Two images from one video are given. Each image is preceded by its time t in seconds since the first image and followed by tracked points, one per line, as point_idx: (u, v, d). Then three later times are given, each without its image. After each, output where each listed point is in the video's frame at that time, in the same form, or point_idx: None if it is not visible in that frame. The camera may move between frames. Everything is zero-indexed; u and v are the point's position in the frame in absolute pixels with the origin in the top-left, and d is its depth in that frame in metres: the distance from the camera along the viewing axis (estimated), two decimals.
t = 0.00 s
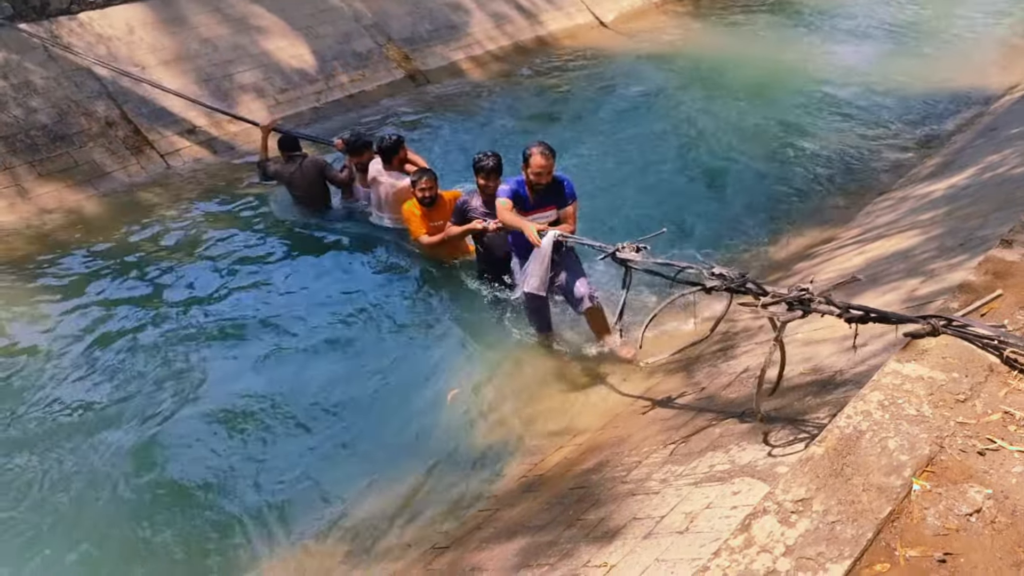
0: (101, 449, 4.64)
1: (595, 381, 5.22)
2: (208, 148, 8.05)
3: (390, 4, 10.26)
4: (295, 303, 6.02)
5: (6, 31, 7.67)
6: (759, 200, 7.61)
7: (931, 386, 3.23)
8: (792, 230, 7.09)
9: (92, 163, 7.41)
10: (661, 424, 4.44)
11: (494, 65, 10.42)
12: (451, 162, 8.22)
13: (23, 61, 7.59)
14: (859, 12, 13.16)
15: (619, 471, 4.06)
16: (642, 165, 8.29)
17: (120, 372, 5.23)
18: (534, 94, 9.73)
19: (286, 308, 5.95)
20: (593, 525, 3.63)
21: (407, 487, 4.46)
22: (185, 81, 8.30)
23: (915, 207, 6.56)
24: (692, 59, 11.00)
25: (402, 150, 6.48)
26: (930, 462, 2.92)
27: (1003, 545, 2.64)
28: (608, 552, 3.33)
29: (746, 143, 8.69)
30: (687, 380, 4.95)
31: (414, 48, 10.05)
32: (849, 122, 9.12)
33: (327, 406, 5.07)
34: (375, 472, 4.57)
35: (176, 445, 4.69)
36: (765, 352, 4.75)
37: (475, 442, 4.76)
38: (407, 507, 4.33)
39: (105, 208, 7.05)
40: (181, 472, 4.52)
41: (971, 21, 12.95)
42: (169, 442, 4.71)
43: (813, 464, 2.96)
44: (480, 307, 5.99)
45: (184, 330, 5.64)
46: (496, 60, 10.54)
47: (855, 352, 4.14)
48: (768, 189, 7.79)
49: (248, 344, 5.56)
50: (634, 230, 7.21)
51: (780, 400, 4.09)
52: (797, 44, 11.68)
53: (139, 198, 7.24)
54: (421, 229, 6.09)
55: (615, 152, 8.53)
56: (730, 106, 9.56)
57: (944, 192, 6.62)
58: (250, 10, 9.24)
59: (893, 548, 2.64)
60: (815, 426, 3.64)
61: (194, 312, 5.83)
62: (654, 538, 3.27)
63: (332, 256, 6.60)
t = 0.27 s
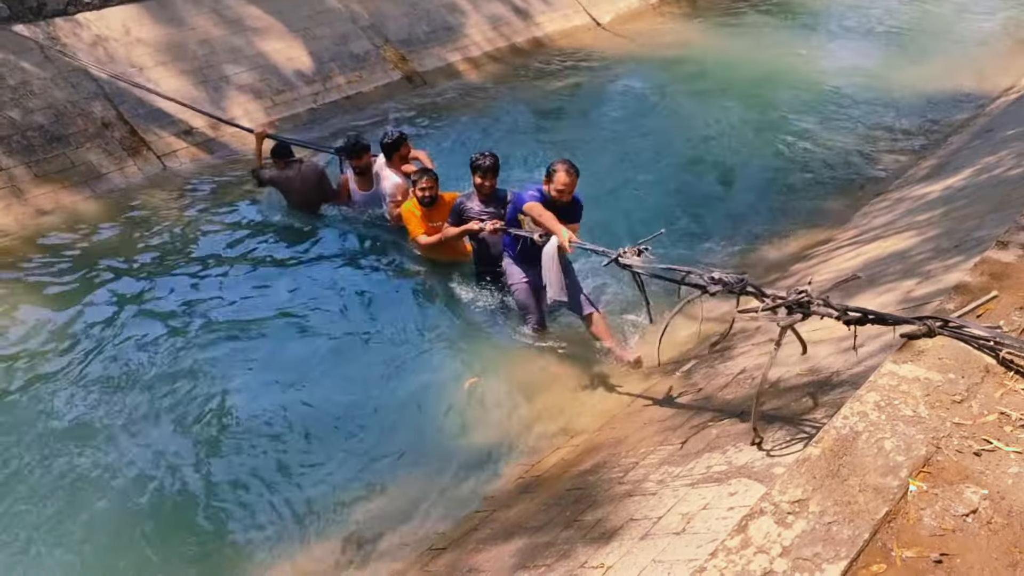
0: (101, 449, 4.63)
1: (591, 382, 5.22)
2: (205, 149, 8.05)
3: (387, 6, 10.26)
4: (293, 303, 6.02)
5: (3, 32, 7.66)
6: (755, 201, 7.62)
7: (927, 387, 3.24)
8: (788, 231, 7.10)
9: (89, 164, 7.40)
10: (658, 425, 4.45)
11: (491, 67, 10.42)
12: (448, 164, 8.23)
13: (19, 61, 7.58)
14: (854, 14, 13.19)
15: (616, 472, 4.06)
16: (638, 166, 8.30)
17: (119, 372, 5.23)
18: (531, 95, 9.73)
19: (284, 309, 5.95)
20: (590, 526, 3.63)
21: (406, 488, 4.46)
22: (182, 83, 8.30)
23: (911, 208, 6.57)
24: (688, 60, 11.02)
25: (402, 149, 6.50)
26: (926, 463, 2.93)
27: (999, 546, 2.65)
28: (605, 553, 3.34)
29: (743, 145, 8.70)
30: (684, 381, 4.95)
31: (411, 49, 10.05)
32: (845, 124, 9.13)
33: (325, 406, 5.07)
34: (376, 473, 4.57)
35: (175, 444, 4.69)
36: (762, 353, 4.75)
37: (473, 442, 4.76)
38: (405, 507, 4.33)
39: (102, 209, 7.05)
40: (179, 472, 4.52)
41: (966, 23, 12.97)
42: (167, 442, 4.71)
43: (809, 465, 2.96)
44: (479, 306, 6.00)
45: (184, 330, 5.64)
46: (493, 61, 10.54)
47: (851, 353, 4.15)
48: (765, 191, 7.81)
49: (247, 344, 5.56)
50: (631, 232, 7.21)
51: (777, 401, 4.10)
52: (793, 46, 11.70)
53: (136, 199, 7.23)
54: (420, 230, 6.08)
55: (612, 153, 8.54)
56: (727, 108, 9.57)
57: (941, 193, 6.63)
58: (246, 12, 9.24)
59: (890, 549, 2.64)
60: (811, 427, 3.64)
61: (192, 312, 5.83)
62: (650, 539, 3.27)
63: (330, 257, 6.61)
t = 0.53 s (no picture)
0: (90, 452, 4.63)
1: (580, 386, 5.23)
2: (192, 154, 8.03)
3: (375, 10, 10.26)
4: (282, 308, 6.01)
5: None
6: (742, 206, 7.65)
7: (913, 390, 3.26)
8: (775, 235, 7.13)
9: (75, 169, 7.37)
10: (646, 429, 4.46)
11: (479, 71, 10.43)
12: (436, 168, 8.23)
13: (5, 65, 7.55)
14: (840, 20, 13.27)
15: (604, 476, 4.07)
16: (627, 171, 8.32)
17: (108, 376, 5.22)
18: (519, 100, 9.75)
19: (274, 313, 5.95)
20: (578, 530, 3.64)
21: (395, 492, 4.46)
22: (169, 87, 8.28)
23: (897, 212, 6.61)
24: (676, 65, 11.06)
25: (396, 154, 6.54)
26: (912, 466, 2.94)
27: (984, 547, 2.66)
28: (592, 557, 3.34)
29: (730, 150, 8.73)
30: (673, 385, 4.97)
31: (399, 53, 10.06)
32: (831, 129, 9.18)
33: (315, 411, 5.07)
34: (365, 477, 4.57)
35: (163, 449, 4.68)
36: (749, 357, 4.77)
37: (462, 446, 4.76)
38: (395, 511, 4.33)
39: (88, 213, 7.02)
40: (167, 476, 4.51)
41: (950, 29, 13.07)
42: (155, 446, 4.69)
43: (796, 468, 2.97)
44: (468, 310, 6.00)
45: (173, 334, 5.63)
46: (481, 66, 10.55)
47: (838, 357, 4.17)
48: (752, 195, 7.84)
49: (237, 348, 5.55)
50: (620, 237, 7.23)
51: (765, 405, 4.11)
52: (779, 51, 11.76)
53: (122, 203, 7.21)
54: (409, 234, 6.08)
55: (600, 158, 8.56)
56: (714, 112, 9.61)
57: (926, 197, 6.67)
58: (234, 16, 9.22)
59: (876, 551, 2.65)
60: (798, 430, 3.66)
61: (181, 317, 5.81)
62: (638, 543, 3.28)
63: (320, 261, 6.61)
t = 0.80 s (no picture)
0: (99, 455, 4.66)
1: (585, 392, 5.24)
2: (198, 159, 8.06)
3: (380, 17, 10.30)
4: (290, 313, 6.03)
5: None
6: (747, 212, 7.65)
7: (917, 397, 3.26)
8: (780, 241, 7.13)
9: (82, 174, 7.40)
10: (651, 435, 4.46)
11: (484, 77, 10.46)
12: (441, 174, 8.25)
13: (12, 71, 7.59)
14: (845, 26, 13.28)
15: (609, 482, 4.07)
16: (631, 177, 8.33)
17: (117, 379, 5.25)
18: (523, 106, 9.77)
19: (281, 319, 5.96)
20: (583, 536, 3.65)
21: (402, 498, 4.47)
22: (175, 93, 8.31)
23: (902, 219, 6.61)
24: (681, 72, 11.07)
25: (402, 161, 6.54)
26: (916, 473, 2.95)
27: (989, 555, 2.67)
28: (597, 563, 3.34)
29: (735, 156, 8.74)
30: (677, 391, 4.97)
31: (404, 60, 10.09)
32: (836, 135, 9.19)
33: (323, 417, 5.08)
34: (373, 482, 4.58)
35: (171, 454, 4.69)
36: (754, 363, 4.77)
37: (468, 452, 4.77)
38: (402, 517, 4.34)
39: (95, 219, 7.05)
40: (175, 481, 4.52)
41: (955, 36, 13.07)
42: (164, 452, 4.71)
43: (800, 475, 2.97)
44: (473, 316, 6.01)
45: (182, 340, 5.66)
46: (486, 72, 10.58)
47: (842, 364, 4.18)
48: (756, 201, 7.85)
49: (245, 354, 5.57)
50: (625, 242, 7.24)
51: (769, 411, 4.12)
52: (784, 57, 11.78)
53: (128, 209, 7.24)
54: (416, 239, 6.10)
55: (605, 164, 8.58)
56: (719, 119, 9.64)
57: (931, 204, 6.67)
58: (240, 22, 9.26)
59: (881, 558, 2.66)
60: (802, 437, 3.66)
61: (189, 322, 5.84)
62: (643, 549, 3.28)
63: (325, 267, 6.63)
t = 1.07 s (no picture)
0: (98, 449, 4.68)
1: (582, 388, 5.24)
2: (194, 155, 8.04)
3: (377, 12, 10.29)
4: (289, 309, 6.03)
5: None
6: (744, 209, 7.66)
7: (913, 393, 3.27)
8: (777, 237, 7.14)
9: (78, 170, 7.39)
10: (648, 431, 4.47)
11: (482, 73, 10.46)
12: (438, 170, 8.25)
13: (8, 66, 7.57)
14: (842, 23, 13.28)
15: (606, 478, 4.08)
16: (629, 173, 8.33)
17: (117, 373, 5.27)
18: (521, 102, 9.77)
19: (280, 314, 5.96)
20: (580, 532, 3.65)
21: (401, 493, 4.47)
22: (171, 88, 8.30)
23: (898, 215, 6.62)
24: (678, 68, 11.07)
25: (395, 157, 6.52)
26: (912, 469, 2.96)
27: (984, 550, 2.68)
28: (594, 558, 3.36)
29: (732, 152, 8.75)
30: (674, 387, 4.98)
31: (401, 55, 10.08)
32: (833, 131, 9.19)
33: (323, 412, 5.08)
34: (373, 478, 4.58)
35: (171, 450, 4.70)
36: (751, 359, 4.78)
37: (466, 448, 4.78)
38: (401, 513, 4.34)
39: (91, 214, 7.04)
40: (175, 476, 4.53)
41: (953, 32, 13.08)
42: (163, 448, 4.71)
43: (797, 471, 2.98)
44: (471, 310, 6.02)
45: (182, 334, 5.67)
46: (484, 68, 10.57)
47: (839, 360, 4.19)
48: (753, 197, 7.85)
49: (244, 350, 5.57)
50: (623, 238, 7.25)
51: (766, 407, 4.13)
52: (781, 54, 11.78)
53: (125, 204, 7.23)
54: (414, 236, 6.10)
55: (602, 160, 8.58)
56: (716, 115, 9.64)
57: (928, 200, 6.68)
58: (236, 18, 9.24)
59: (876, 554, 2.67)
60: (799, 433, 3.67)
61: (188, 318, 5.84)
62: (639, 545, 3.29)
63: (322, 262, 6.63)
